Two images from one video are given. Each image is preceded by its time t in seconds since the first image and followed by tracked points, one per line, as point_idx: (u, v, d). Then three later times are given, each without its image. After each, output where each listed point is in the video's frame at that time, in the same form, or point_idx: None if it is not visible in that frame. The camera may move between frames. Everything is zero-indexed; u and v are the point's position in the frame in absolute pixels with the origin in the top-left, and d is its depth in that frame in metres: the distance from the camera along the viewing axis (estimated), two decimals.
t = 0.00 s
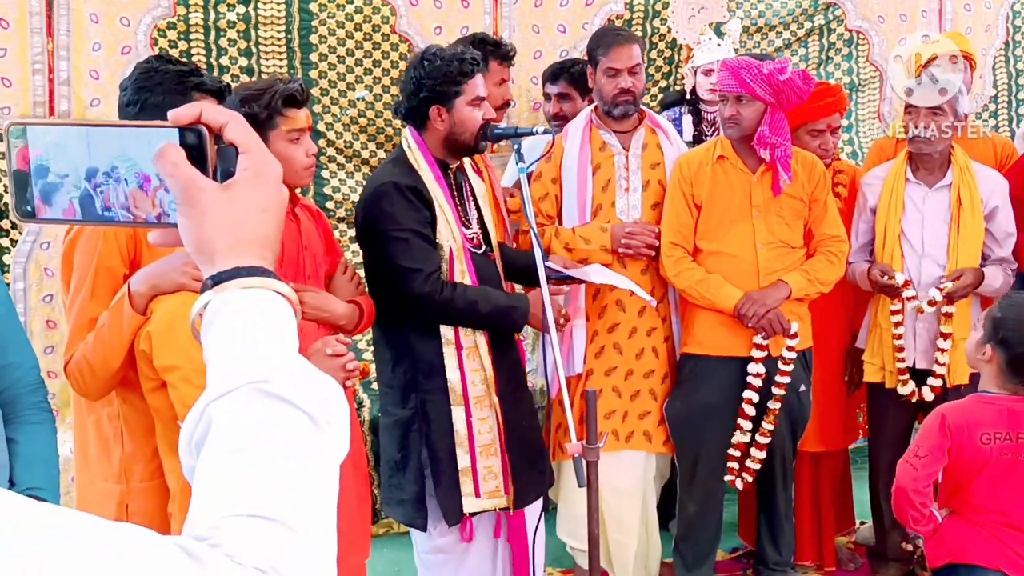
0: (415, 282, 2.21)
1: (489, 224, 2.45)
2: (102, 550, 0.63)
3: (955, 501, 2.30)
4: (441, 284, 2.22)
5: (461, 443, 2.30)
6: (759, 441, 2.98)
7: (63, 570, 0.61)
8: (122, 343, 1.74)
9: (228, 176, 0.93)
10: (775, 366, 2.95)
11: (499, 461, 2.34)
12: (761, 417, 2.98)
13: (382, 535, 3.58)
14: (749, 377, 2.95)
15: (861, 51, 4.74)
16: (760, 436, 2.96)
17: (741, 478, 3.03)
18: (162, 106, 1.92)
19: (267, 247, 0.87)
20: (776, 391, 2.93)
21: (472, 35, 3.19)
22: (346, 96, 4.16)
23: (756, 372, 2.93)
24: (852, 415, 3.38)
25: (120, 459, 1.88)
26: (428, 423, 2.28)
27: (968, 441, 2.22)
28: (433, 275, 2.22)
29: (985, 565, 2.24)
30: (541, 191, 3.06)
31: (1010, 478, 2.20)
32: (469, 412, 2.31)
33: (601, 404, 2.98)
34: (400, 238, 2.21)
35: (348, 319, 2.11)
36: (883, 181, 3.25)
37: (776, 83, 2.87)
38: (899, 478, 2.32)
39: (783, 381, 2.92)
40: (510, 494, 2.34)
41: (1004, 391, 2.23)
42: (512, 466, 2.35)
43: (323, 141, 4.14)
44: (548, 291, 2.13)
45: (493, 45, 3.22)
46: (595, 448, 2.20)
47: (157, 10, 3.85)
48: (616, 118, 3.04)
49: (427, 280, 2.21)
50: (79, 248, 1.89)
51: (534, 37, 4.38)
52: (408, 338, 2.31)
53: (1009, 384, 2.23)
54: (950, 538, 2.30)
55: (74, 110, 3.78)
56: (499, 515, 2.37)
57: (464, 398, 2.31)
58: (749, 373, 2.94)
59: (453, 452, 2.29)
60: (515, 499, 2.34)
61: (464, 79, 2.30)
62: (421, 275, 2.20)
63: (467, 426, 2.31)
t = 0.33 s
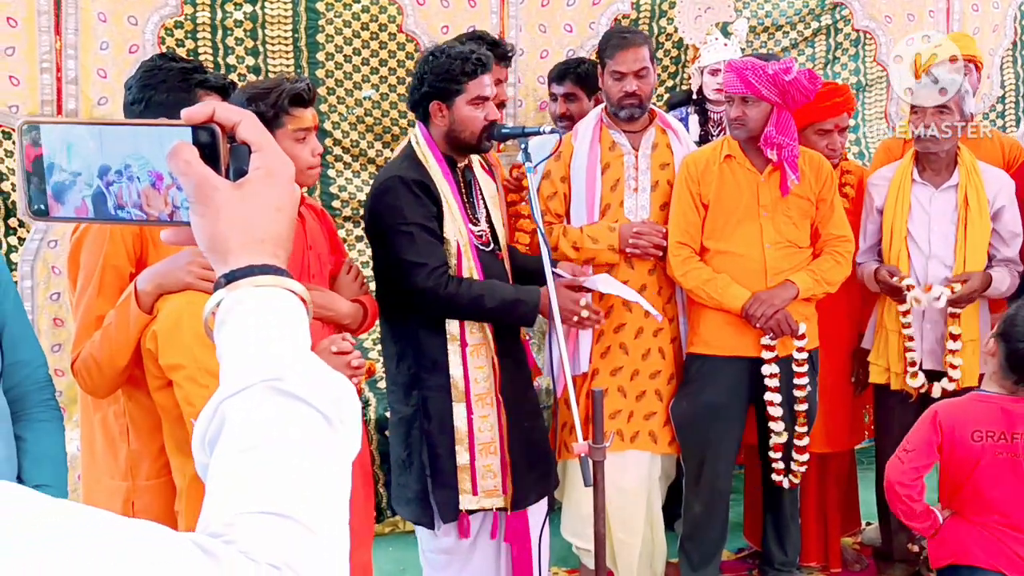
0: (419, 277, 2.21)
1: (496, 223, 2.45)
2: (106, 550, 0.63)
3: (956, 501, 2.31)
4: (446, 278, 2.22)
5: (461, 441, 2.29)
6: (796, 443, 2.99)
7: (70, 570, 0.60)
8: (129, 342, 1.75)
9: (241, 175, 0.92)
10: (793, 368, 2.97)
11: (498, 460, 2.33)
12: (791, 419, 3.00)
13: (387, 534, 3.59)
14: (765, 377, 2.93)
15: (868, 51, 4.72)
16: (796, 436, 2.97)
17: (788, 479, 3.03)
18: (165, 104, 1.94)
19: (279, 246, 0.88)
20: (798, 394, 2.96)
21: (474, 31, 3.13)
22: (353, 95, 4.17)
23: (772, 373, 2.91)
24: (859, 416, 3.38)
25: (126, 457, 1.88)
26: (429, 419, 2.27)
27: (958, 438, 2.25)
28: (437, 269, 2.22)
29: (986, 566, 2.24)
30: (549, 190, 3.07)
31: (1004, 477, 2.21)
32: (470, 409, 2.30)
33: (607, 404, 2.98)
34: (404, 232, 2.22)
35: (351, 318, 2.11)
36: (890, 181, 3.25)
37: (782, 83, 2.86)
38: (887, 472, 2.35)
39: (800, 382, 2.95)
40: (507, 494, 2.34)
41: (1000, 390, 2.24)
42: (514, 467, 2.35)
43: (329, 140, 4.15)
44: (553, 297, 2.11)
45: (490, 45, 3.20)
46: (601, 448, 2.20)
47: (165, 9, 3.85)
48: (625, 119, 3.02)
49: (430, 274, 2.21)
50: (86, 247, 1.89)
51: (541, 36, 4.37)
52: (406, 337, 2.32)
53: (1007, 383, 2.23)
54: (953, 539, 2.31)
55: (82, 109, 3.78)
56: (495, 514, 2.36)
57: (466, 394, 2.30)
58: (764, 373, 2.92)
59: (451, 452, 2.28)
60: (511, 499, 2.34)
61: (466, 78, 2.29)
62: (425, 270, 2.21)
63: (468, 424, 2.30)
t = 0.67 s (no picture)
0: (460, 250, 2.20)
1: (491, 220, 2.43)
2: (96, 552, 0.62)
3: (945, 502, 2.32)
4: (483, 241, 2.21)
5: (460, 436, 2.30)
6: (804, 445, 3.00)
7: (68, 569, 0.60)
8: (119, 342, 1.74)
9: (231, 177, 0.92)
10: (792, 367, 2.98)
11: (492, 457, 2.33)
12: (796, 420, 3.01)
13: (381, 535, 3.58)
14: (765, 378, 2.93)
15: (862, 52, 4.73)
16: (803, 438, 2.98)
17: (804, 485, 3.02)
18: (157, 103, 1.92)
19: (271, 249, 0.87)
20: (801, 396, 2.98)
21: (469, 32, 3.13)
22: (347, 95, 4.16)
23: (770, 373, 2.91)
24: (854, 418, 3.38)
25: (117, 458, 1.87)
26: (428, 419, 2.29)
27: (944, 438, 2.28)
28: (471, 236, 2.21)
29: (975, 566, 2.25)
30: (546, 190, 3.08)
31: (989, 476, 2.22)
32: (473, 404, 2.31)
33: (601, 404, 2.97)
34: (425, 217, 2.21)
35: (339, 319, 2.10)
36: (884, 183, 3.24)
37: (776, 85, 2.86)
38: (875, 470, 2.40)
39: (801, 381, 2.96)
40: (497, 492, 2.32)
41: (990, 391, 2.26)
42: (502, 466, 2.34)
43: (323, 140, 4.14)
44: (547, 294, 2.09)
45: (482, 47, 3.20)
46: (595, 449, 2.19)
47: (158, 8, 3.84)
48: (620, 120, 3.02)
49: (469, 243, 2.20)
50: (76, 248, 1.88)
51: (536, 37, 4.36)
52: (409, 336, 2.31)
53: (997, 384, 2.24)
54: (942, 539, 2.31)
55: (75, 109, 3.77)
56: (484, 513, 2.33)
57: (471, 389, 2.31)
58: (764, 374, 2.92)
59: (449, 448, 2.29)
60: (502, 498, 2.32)
61: (459, 80, 2.29)
62: (462, 241, 2.20)
63: (469, 416, 2.31)
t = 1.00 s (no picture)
0: (463, 242, 2.21)
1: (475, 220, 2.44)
2: (76, 554, 0.62)
3: (920, 501, 2.34)
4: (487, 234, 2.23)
5: (471, 433, 2.28)
6: (748, 443, 3.00)
7: (50, 572, 0.60)
8: (99, 343, 1.73)
9: (209, 178, 0.91)
10: (761, 367, 2.96)
11: (495, 454, 2.31)
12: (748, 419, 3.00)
13: (362, 536, 3.57)
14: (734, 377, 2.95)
15: (842, 53, 4.76)
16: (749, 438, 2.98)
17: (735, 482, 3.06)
18: (134, 102, 1.91)
19: (247, 250, 0.88)
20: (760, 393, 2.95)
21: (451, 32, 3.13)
22: (328, 94, 4.14)
23: (740, 372, 2.93)
24: (835, 419, 3.39)
25: (94, 460, 1.85)
26: (434, 419, 2.28)
27: (913, 437, 2.30)
28: (474, 230, 2.23)
29: (951, 564, 2.27)
30: (529, 189, 3.10)
31: (959, 474, 2.25)
32: (479, 401, 2.29)
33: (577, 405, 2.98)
34: (426, 211, 2.21)
35: (315, 321, 2.09)
36: (864, 183, 3.26)
37: (758, 86, 2.86)
38: (846, 473, 2.42)
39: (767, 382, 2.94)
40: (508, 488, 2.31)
41: (956, 390, 2.30)
42: (506, 461, 2.32)
43: (305, 140, 4.13)
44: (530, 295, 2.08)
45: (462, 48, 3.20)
46: (577, 449, 2.19)
47: (138, 6, 3.82)
48: (602, 122, 3.03)
49: (472, 235, 2.22)
50: (53, 249, 1.86)
51: (518, 36, 4.36)
52: (408, 336, 2.29)
53: (965, 385, 2.28)
54: (918, 537, 2.33)
55: (53, 107, 3.75)
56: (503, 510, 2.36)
57: (478, 384, 2.29)
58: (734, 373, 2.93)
59: (458, 445, 2.29)
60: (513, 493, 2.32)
61: (441, 80, 2.28)
62: (466, 233, 2.21)
63: (477, 412, 2.29)
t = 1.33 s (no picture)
0: (426, 236, 2.19)
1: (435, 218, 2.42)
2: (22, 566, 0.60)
3: (866, 499, 2.37)
4: (448, 225, 2.22)
5: (443, 432, 2.28)
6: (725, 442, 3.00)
7: None
8: (50, 345, 1.68)
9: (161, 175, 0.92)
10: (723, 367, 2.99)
11: (465, 451, 2.30)
12: (718, 418, 3.01)
13: (320, 538, 3.53)
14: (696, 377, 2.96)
15: (799, 56, 4.81)
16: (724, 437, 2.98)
17: (713, 477, 3.08)
18: (84, 98, 1.86)
19: (201, 251, 0.87)
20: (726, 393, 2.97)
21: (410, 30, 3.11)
22: (285, 92, 4.10)
23: (700, 372, 2.94)
24: (790, 416, 3.43)
25: (45, 465, 1.80)
26: (396, 420, 2.25)
27: (856, 437, 2.33)
28: (436, 222, 2.21)
29: (896, 560, 2.30)
30: (489, 189, 3.09)
31: (902, 472, 2.29)
32: (447, 401, 2.29)
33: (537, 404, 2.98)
34: (386, 208, 2.19)
35: (273, 322, 2.04)
36: (816, 184, 3.30)
37: (718, 88, 2.88)
38: (793, 477, 2.44)
39: (730, 382, 2.96)
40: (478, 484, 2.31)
41: (896, 391, 2.33)
42: (475, 457, 2.33)
43: (262, 138, 4.07)
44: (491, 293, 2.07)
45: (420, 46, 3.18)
46: (537, 450, 2.18)
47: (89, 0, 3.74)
48: (562, 120, 3.04)
49: (434, 228, 2.20)
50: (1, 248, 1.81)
51: (477, 36, 4.34)
52: (370, 336, 2.26)
53: (905, 383, 2.32)
54: (867, 535, 2.35)
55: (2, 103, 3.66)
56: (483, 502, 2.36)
57: (446, 385, 2.29)
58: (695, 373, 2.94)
59: (422, 446, 2.27)
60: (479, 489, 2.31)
61: (401, 77, 2.25)
62: (427, 227, 2.19)
63: (446, 411, 2.29)
